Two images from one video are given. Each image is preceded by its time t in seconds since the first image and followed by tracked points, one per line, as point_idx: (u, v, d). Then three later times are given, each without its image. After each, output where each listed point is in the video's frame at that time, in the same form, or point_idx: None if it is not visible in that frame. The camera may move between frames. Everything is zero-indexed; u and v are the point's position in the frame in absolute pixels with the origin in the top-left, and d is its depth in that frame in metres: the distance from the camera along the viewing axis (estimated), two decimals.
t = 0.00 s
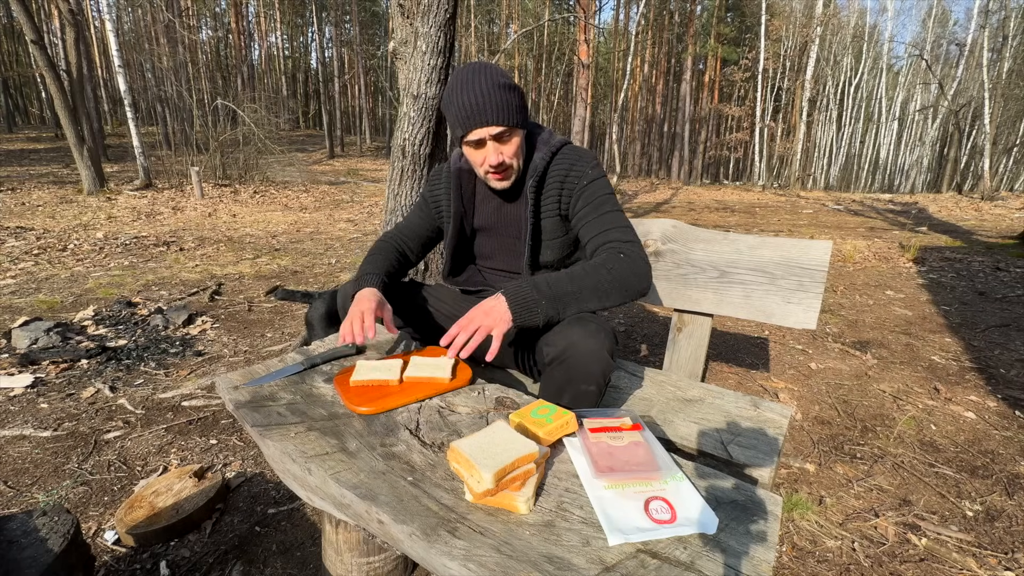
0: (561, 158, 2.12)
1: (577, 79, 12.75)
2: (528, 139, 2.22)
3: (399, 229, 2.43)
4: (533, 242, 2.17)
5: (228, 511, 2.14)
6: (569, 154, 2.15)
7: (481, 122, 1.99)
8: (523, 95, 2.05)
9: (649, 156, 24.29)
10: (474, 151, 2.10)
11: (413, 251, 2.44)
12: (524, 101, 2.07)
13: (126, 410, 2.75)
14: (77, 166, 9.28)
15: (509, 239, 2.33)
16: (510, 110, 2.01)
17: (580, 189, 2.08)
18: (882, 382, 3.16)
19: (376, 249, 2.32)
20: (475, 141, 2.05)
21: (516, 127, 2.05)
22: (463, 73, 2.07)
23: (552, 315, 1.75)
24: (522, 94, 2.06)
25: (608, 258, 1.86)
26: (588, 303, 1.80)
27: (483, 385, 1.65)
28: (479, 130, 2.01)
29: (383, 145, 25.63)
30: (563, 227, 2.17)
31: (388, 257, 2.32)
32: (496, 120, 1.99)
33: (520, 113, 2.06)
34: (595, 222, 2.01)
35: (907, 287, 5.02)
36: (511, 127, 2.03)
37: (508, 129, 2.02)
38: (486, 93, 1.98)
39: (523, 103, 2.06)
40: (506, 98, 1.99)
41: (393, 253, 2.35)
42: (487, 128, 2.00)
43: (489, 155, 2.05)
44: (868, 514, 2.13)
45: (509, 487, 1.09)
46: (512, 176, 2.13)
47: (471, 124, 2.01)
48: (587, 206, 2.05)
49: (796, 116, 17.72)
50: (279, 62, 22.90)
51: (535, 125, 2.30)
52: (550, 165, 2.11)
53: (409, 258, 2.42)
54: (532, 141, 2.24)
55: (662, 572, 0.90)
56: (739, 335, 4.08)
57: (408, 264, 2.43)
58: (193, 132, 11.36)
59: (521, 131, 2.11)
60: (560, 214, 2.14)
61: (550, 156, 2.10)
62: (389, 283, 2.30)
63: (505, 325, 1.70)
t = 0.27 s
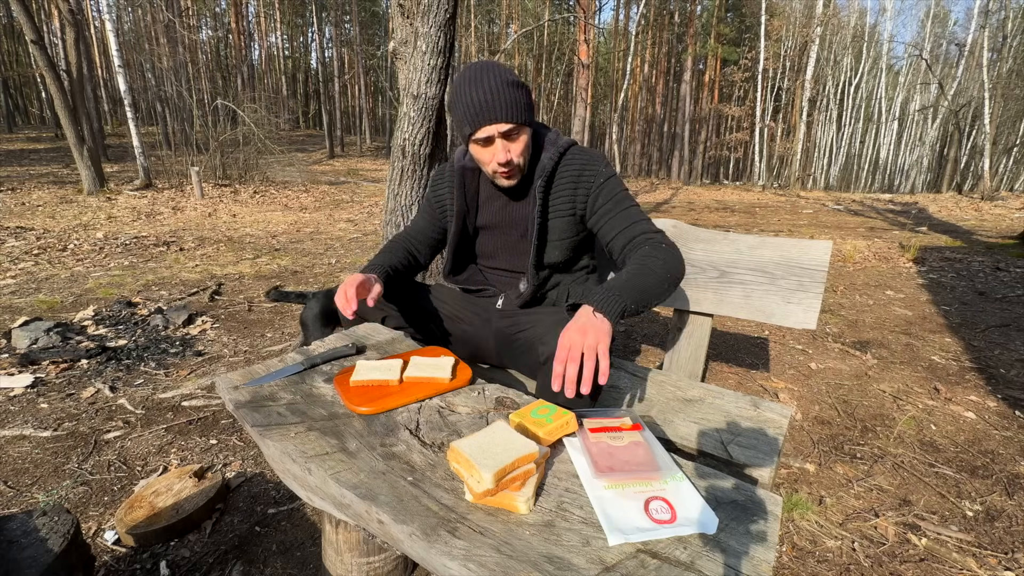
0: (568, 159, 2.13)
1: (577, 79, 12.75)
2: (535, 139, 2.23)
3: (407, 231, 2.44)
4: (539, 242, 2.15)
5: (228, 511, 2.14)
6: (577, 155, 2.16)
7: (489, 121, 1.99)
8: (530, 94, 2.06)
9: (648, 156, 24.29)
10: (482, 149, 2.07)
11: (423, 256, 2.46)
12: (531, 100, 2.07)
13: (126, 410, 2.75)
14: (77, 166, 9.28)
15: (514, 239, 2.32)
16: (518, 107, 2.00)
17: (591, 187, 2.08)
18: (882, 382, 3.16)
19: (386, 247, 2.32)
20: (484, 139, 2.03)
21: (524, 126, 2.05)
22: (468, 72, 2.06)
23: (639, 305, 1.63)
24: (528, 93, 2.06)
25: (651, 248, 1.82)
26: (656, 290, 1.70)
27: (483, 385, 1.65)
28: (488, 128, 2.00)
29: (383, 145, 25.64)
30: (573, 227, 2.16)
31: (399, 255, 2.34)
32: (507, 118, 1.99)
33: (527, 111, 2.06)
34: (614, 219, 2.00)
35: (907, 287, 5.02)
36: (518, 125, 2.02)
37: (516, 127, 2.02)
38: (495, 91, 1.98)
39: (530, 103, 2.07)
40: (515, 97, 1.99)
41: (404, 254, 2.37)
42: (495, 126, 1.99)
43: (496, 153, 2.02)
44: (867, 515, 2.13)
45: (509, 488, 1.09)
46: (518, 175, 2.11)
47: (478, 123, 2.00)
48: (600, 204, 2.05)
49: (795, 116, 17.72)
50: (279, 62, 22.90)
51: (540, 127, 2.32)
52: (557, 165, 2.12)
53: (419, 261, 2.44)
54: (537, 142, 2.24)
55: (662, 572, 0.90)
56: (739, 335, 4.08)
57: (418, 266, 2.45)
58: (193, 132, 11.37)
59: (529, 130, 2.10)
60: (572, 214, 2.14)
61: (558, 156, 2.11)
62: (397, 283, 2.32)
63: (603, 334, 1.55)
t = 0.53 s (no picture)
0: (575, 162, 2.12)
1: (577, 79, 12.76)
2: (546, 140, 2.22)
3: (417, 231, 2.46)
4: (543, 243, 2.16)
5: (228, 511, 2.14)
6: (584, 157, 2.14)
7: (502, 120, 1.98)
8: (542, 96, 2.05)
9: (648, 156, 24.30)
10: (495, 148, 2.07)
11: (432, 255, 2.49)
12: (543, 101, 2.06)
13: (126, 410, 2.75)
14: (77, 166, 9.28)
15: (519, 241, 2.32)
16: (530, 108, 2.00)
17: (596, 189, 2.06)
18: (882, 382, 3.16)
19: (398, 248, 2.36)
20: (495, 139, 2.03)
21: (536, 126, 2.04)
22: (484, 71, 2.05)
23: (626, 339, 1.53)
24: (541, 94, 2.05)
25: (641, 256, 1.75)
26: (646, 310, 1.63)
27: (483, 385, 1.65)
28: (500, 128, 1.99)
29: (383, 145, 25.64)
30: (577, 230, 2.15)
31: (408, 255, 2.36)
32: (519, 117, 1.98)
33: (539, 112, 2.05)
34: (614, 215, 1.96)
35: (907, 287, 5.02)
36: (531, 125, 2.01)
37: (528, 128, 2.01)
38: (509, 92, 1.97)
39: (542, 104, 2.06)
40: (528, 97, 1.99)
41: (413, 255, 2.39)
42: (507, 126, 1.99)
43: (508, 154, 2.03)
44: (867, 514, 2.13)
45: (508, 488, 1.09)
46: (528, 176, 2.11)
47: (491, 122, 2.00)
48: (603, 206, 2.02)
49: (795, 116, 17.73)
50: (279, 62, 22.89)
51: (553, 127, 2.30)
52: (565, 168, 2.11)
53: (428, 261, 2.46)
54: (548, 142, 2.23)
55: (662, 572, 0.90)
56: (739, 335, 4.08)
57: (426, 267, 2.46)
58: (193, 132, 11.38)
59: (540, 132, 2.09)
60: (576, 216, 2.13)
61: (565, 159, 2.09)
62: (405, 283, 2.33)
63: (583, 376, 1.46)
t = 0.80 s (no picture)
0: (577, 164, 2.12)
1: (577, 79, 12.76)
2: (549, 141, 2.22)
3: (418, 233, 2.47)
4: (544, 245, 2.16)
5: (228, 511, 2.14)
6: (586, 158, 2.14)
7: (509, 120, 1.99)
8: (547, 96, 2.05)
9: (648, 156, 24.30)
10: (501, 148, 2.06)
11: (433, 256, 2.49)
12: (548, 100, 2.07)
13: (126, 410, 2.75)
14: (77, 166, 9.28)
15: (519, 242, 2.33)
16: (535, 107, 2.00)
17: (597, 191, 2.06)
18: (882, 382, 3.16)
19: (398, 250, 2.36)
20: (500, 139, 2.03)
21: (541, 126, 2.04)
22: (490, 70, 2.05)
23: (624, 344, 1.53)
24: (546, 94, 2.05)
25: (640, 263, 1.74)
26: (646, 316, 1.62)
27: (483, 385, 1.65)
28: (507, 127, 1.99)
29: (383, 145, 25.64)
30: (578, 232, 2.15)
31: (409, 258, 2.36)
32: (524, 118, 1.98)
33: (544, 112, 2.05)
34: (615, 220, 1.96)
35: (907, 287, 5.02)
36: (536, 125, 2.02)
37: (534, 127, 2.02)
38: (515, 92, 1.97)
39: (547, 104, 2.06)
40: (534, 97, 2.00)
41: (414, 258, 2.39)
42: (516, 125, 1.99)
43: (515, 153, 2.02)
44: (867, 514, 2.13)
45: (509, 487, 1.09)
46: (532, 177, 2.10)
47: (496, 121, 2.00)
48: (604, 209, 2.02)
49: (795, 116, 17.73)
50: (279, 62, 22.89)
51: (555, 128, 2.31)
52: (567, 170, 2.11)
53: (429, 262, 2.47)
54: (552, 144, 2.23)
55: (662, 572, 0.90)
56: (739, 335, 4.08)
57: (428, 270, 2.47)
58: (193, 132, 11.38)
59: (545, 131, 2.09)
60: (577, 218, 2.13)
61: (568, 161, 2.10)
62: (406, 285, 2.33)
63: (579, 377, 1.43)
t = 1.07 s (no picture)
0: (577, 166, 2.13)
1: (577, 79, 12.76)
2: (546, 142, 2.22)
3: (416, 234, 2.47)
4: (545, 246, 2.15)
5: (228, 511, 2.14)
6: (587, 160, 2.15)
7: (503, 121, 1.98)
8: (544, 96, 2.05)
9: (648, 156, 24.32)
10: (496, 150, 2.07)
11: (431, 257, 2.50)
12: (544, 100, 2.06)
13: (126, 410, 2.75)
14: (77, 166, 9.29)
15: (518, 243, 2.34)
16: (530, 109, 2.00)
17: (600, 194, 2.07)
18: (882, 382, 3.16)
19: (396, 251, 2.37)
20: (498, 141, 2.03)
21: (536, 128, 2.04)
22: (483, 71, 2.05)
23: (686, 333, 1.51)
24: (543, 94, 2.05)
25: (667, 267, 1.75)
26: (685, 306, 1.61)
27: (483, 385, 1.65)
28: (502, 129, 1.99)
29: (383, 145, 25.64)
30: (581, 234, 2.15)
31: (406, 258, 2.37)
32: (521, 118, 1.98)
33: (540, 113, 2.05)
34: (619, 227, 1.97)
35: (907, 287, 5.02)
36: (532, 126, 2.01)
37: (529, 128, 2.01)
38: (510, 93, 1.97)
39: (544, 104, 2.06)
40: (527, 97, 1.99)
41: (412, 258, 2.40)
42: (509, 127, 1.98)
43: (511, 155, 2.02)
44: (867, 514, 2.13)
45: (508, 488, 1.09)
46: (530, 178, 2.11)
47: (491, 124, 2.01)
48: (608, 212, 2.03)
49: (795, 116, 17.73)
50: (279, 62, 22.89)
51: (551, 128, 2.31)
52: (566, 172, 2.12)
53: (427, 263, 2.48)
54: (549, 145, 2.23)
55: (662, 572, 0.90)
56: (739, 335, 4.08)
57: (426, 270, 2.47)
58: (193, 132, 11.39)
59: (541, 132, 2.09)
60: (578, 221, 2.13)
61: (567, 162, 2.11)
62: (402, 286, 2.33)
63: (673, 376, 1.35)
